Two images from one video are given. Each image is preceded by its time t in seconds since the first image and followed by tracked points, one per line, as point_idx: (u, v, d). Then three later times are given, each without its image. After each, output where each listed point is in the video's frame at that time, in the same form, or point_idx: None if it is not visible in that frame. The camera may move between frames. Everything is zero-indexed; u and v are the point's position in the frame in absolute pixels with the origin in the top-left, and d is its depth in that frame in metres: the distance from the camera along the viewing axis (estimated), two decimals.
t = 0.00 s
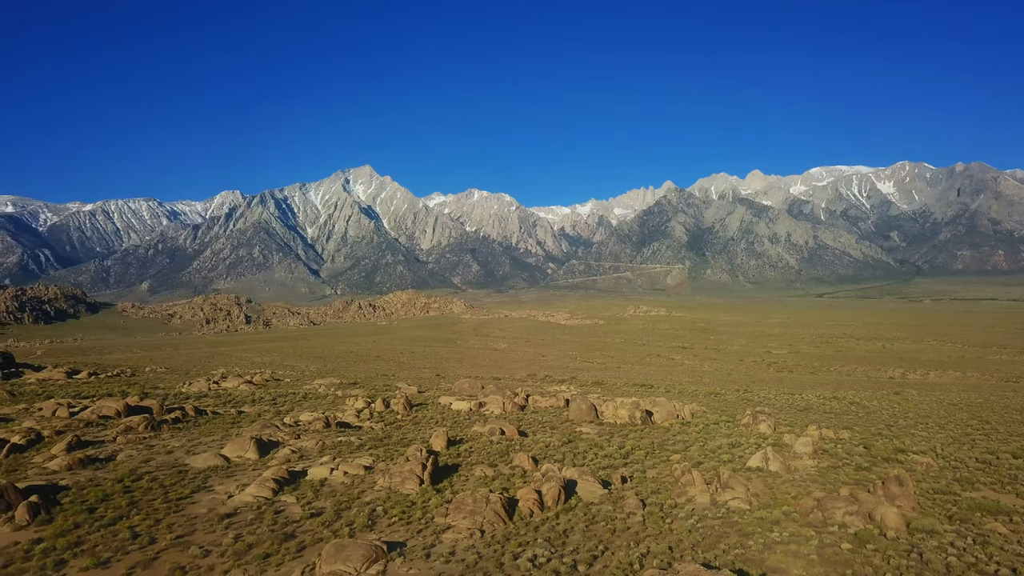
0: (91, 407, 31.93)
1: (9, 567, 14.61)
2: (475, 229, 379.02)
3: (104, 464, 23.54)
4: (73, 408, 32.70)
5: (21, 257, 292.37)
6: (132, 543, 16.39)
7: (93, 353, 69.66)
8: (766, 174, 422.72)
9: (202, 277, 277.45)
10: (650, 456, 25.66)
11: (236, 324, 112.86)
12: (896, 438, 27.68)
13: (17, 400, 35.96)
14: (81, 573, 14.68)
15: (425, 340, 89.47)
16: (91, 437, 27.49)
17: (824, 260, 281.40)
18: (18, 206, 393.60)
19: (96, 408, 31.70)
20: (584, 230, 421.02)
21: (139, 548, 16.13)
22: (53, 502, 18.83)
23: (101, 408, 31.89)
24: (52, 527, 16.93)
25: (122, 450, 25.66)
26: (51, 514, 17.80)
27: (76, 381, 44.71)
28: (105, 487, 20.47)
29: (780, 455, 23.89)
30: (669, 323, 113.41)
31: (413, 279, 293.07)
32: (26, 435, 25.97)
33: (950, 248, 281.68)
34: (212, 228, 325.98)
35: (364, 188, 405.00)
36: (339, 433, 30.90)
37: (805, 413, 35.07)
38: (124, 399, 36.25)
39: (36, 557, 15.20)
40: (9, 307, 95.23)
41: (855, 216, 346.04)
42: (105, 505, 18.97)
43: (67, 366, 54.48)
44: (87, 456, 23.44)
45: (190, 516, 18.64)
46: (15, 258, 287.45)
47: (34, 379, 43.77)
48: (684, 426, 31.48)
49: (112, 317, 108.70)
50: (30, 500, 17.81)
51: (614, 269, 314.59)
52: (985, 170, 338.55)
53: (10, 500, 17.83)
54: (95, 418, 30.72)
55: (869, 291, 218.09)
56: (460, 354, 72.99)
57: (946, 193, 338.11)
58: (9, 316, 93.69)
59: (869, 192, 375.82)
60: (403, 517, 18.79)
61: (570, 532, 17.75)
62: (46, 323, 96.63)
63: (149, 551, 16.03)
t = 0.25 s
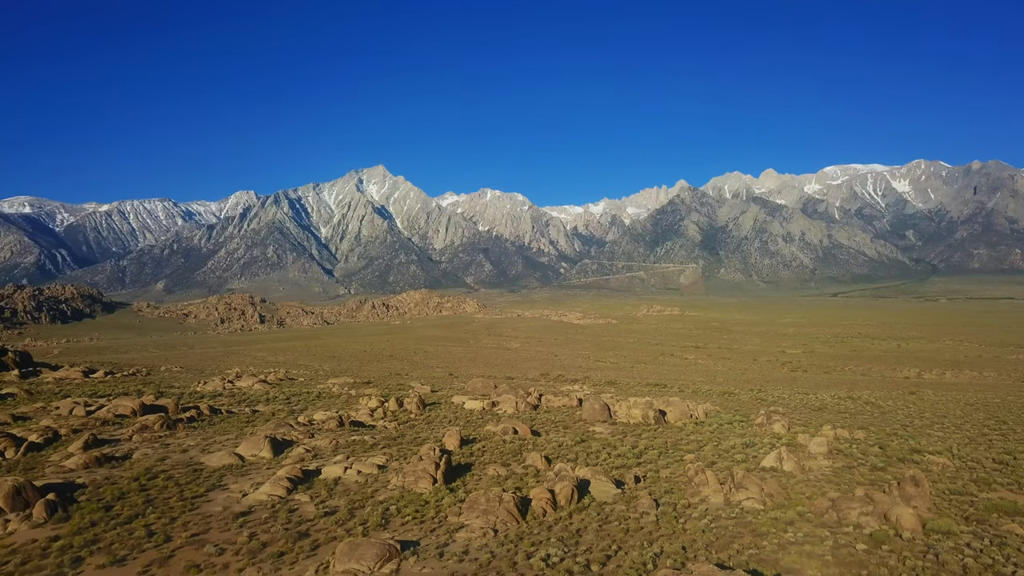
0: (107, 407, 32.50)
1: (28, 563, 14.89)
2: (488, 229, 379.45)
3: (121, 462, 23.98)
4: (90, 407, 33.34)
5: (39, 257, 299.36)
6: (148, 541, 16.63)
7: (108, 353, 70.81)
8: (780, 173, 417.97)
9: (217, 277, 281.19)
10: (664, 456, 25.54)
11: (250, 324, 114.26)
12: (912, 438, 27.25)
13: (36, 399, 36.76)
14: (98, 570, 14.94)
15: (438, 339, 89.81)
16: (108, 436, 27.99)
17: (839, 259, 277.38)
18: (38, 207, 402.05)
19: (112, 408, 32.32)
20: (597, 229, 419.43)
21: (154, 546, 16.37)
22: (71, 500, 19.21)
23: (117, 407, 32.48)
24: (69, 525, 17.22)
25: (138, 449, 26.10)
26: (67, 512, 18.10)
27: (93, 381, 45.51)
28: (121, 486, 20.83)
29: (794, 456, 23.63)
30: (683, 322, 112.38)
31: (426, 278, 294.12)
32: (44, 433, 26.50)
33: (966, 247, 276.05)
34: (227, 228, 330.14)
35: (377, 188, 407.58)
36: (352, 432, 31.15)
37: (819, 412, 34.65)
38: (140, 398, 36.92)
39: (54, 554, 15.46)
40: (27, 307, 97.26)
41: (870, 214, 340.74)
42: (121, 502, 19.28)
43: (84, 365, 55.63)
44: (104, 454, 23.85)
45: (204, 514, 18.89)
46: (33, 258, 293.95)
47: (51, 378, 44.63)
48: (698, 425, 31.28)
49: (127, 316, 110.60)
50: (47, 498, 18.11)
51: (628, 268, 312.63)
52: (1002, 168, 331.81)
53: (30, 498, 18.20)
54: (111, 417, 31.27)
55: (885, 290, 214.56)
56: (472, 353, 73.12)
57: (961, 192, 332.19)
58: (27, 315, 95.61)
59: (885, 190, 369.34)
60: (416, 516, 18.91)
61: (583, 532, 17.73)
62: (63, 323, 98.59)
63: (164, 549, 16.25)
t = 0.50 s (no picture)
0: (124, 406, 33.13)
1: (46, 560, 15.16)
2: (501, 229, 379.77)
3: (137, 461, 24.38)
4: (106, 406, 34.02)
5: (56, 257, 305.71)
6: (164, 539, 16.89)
7: (125, 352, 72.18)
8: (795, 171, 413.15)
9: (231, 276, 284.88)
10: (677, 456, 25.43)
11: (264, 323, 115.63)
12: (928, 438, 26.82)
13: (54, 397, 37.56)
14: (115, 567, 15.20)
15: (451, 339, 90.14)
16: (124, 434, 28.50)
17: (854, 258, 273.33)
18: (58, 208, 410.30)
19: (129, 407, 32.95)
20: (610, 228, 417.61)
21: (170, 544, 16.64)
22: (88, 498, 19.55)
23: (134, 406, 33.16)
24: (87, 523, 17.52)
25: (153, 448, 26.54)
26: (84, 510, 18.41)
27: (109, 380, 46.34)
28: (137, 484, 21.16)
29: (809, 455, 23.40)
30: (696, 321, 111.49)
31: (439, 278, 295.24)
32: (62, 432, 27.03)
33: (983, 246, 270.44)
34: (241, 228, 334.22)
35: (390, 188, 409.97)
36: (366, 431, 31.44)
37: (834, 412, 34.24)
38: (156, 397, 37.59)
39: (71, 552, 15.73)
40: (45, 307, 99.44)
41: (886, 213, 335.37)
42: (138, 501, 19.60)
43: (101, 364, 56.66)
44: (120, 453, 24.26)
45: (220, 512, 19.17)
46: (51, 259, 300.13)
47: (69, 377, 45.52)
48: (712, 425, 31.07)
49: (144, 316, 112.55)
50: (65, 496, 18.44)
51: (641, 268, 310.87)
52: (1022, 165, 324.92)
53: (48, 496, 18.51)
54: (127, 417, 31.86)
55: (901, 289, 210.95)
56: (485, 353, 73.25)
57: (978, 190, 326.12)
58: (45, 315, 97.64)
59: (901, 188, 363.69)
60: (429, 515, 19.06)
61: (596, 531, 17.75)
62: (81, 322, 100.71)
63: (180, 547, 16.49)
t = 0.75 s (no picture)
0: (140, 405, 33.82)
1: (64, 557, 15.40)
2: (514, 228, 379.71)
3: (153, 460, 24.81)
4: (122, 405, 34.68)
5: (73, 258, 311.70)
6: (179, 537, 17.10)
7: (142, 351, 73.52)
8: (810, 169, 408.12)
9: (246, 276, 288.55)
10: (691, 455, 25.32)
11: (279, 323, 117.04)
12: (945, 439, 26.38)
13: (72, 396, 38.40)
14: (132, 564, 15.45)
15: (464, 338, 90.35)
16: (141, 432, 29.06)
17: (869, 257, 269.24)
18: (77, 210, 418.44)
19: (145, 405, 33.58)
20: (623, 227, 415.49)
21: (186, 542, 16.83)
22: (105, 496, 19.84)
23: (150, 405, 33.81)
24: (104, 520, 17.79)
25: (169, 446, 27.02)
26: (102, 508, 18.69)
27: (125, 379, 47.18)
28: (154, 482, 21.53)
29: (824, 455, 23.13)
30: (711, 321, 110.53)
31: (452, 277, 296.27)
32: (79, 430, 27.56)
33: (1001, 245, 264.71)
34: (255, 228, 338.24)
35: (403, 188, 412.15)
36: (380, 430, 31.78)
37: (850, 412, 33.78)
38: (171, 396, 38.24)
39: (89, 549, 15.97)
40: (63, 307, 101.57)
41: (901, 211, 329.90)
42: (154, 499, 19.89)
43: (117, 363, 57.76)
44: (136, 452, 24.70)
45: (235, 511, 19.43)
46: (68, 259, 305.90)
47: (86, 376, 46.48)
48: (725, 425, 30.91)
49: (159, 315, 114.64)
50: (82, 493, 18.69)
51: (655, 267, 308.87)
52: None
53: (66, 493, 18.80)
54: (143, 416, 32.45)
55: (917, 288, 207.44)
56: (498, 353, 73.35)
57: (996, 188, 319.77)
58: (62, 315, 99.71)
59: (918, 186, 358.07)
60: (442, 514, 19.23)
61: (610, 530, 17.74)
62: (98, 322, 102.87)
63: (195, 545, 16.70)
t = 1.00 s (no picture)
0: (156, 404, 34.48)
1: (81, 555, 15.64)
2: (526, 228, 379.52)
3: (169, 459, 25.24)
4: (139, 404, 35.37)
5: (90, 258, 317.54)
6: (196, 535, 17.36)
7: (158, 351, 74.73)
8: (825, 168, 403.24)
9: (260, 276, 292.06)
10: (705, 455, 25.17)
11: (293, 322, 118.33)
12: (962, 439, 25.95)
13: (89, 395, 39.22)
14: (149, 562, 15.67)
15: (478, 338, 90.61)
16: (158, 431, 29.59)
17: (885, 255, 265.22)
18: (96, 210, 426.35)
19: (161, 405, 34.24)
20: (637, 226, 413.21)
21: (202, 540, 17.08)
22: (121, 494, 20.14)
23: (165, 404, 34.45)
24: (121, 519, 18.07)
25: (185, 445, 27.48)
26: (118, 505, 18.96)
27: (142, 378, 48.11)
28: (170, 480, 21.86)
29: (839, 456, 22.89)
30: (724, 321, 109.43)
31: (465, 277, 297.33)
32: (97, 429, 28.10)
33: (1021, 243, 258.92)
34: (269, 228, 342.03)
35: (416, 188, 414.15)
36: (393, 429, 32.04)
37: (865, 412, 33.36)
38: (187, 395, 38.93)
39: (106, 546, 16.23)
40: (80, 307, 103.64)
41: (917, 210, 324.33)
42: (171, 497, 20.22)
43: (134, 363, 58.88)
44: (151, 451, 25.10)
45: (250, 509, 19.67)
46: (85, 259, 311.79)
47: (104, 375, 47.48)
48: (739, 424, 30.69)
49: (175, 315, 116.48)
50: (99, 491, 19.03)
51: (668, 267, 306.81)
52: None
53: (83, 491, 19.09)
54: (159, 415, 33.04)
55: (934, 287, 203.86)
56: (511, 352, 73.40)
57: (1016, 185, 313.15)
58: (79, 315, 101.65)
59: (933, 185, 351.63)
60: (455, 513, 19.34)
61: (623, 531, 17.73)
62: (114, 321, 104.77)
63: (210, 543, 16.91)
